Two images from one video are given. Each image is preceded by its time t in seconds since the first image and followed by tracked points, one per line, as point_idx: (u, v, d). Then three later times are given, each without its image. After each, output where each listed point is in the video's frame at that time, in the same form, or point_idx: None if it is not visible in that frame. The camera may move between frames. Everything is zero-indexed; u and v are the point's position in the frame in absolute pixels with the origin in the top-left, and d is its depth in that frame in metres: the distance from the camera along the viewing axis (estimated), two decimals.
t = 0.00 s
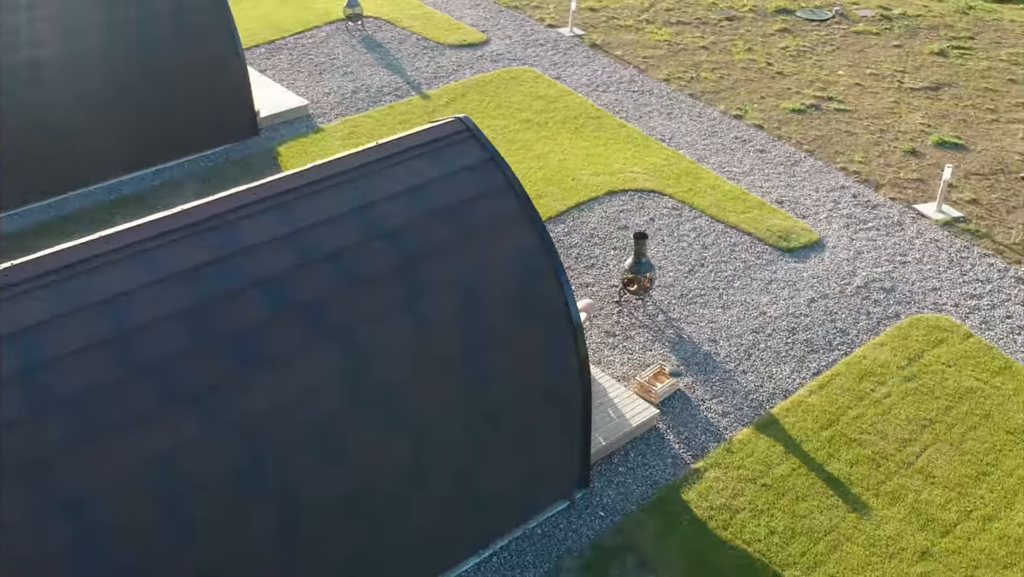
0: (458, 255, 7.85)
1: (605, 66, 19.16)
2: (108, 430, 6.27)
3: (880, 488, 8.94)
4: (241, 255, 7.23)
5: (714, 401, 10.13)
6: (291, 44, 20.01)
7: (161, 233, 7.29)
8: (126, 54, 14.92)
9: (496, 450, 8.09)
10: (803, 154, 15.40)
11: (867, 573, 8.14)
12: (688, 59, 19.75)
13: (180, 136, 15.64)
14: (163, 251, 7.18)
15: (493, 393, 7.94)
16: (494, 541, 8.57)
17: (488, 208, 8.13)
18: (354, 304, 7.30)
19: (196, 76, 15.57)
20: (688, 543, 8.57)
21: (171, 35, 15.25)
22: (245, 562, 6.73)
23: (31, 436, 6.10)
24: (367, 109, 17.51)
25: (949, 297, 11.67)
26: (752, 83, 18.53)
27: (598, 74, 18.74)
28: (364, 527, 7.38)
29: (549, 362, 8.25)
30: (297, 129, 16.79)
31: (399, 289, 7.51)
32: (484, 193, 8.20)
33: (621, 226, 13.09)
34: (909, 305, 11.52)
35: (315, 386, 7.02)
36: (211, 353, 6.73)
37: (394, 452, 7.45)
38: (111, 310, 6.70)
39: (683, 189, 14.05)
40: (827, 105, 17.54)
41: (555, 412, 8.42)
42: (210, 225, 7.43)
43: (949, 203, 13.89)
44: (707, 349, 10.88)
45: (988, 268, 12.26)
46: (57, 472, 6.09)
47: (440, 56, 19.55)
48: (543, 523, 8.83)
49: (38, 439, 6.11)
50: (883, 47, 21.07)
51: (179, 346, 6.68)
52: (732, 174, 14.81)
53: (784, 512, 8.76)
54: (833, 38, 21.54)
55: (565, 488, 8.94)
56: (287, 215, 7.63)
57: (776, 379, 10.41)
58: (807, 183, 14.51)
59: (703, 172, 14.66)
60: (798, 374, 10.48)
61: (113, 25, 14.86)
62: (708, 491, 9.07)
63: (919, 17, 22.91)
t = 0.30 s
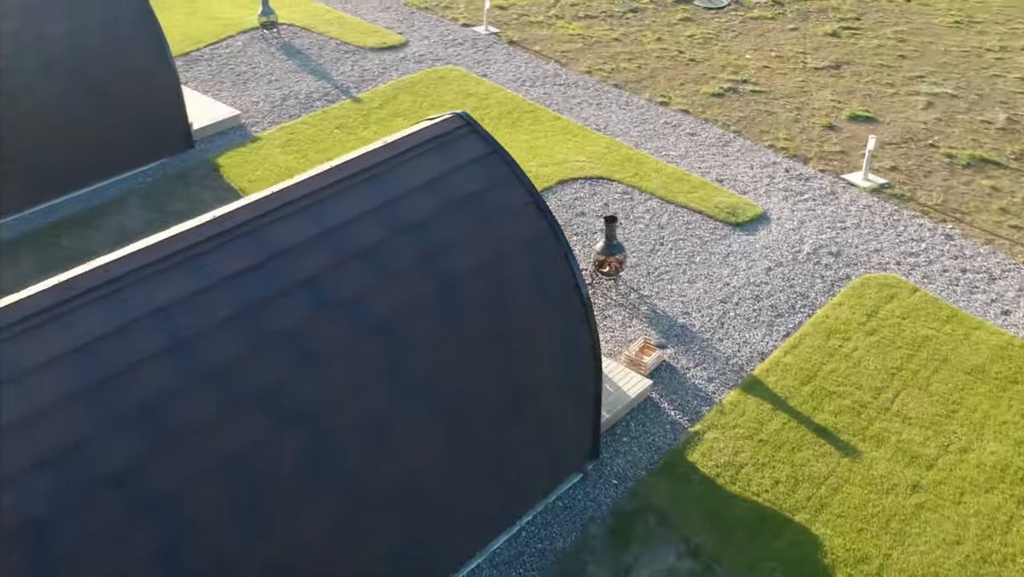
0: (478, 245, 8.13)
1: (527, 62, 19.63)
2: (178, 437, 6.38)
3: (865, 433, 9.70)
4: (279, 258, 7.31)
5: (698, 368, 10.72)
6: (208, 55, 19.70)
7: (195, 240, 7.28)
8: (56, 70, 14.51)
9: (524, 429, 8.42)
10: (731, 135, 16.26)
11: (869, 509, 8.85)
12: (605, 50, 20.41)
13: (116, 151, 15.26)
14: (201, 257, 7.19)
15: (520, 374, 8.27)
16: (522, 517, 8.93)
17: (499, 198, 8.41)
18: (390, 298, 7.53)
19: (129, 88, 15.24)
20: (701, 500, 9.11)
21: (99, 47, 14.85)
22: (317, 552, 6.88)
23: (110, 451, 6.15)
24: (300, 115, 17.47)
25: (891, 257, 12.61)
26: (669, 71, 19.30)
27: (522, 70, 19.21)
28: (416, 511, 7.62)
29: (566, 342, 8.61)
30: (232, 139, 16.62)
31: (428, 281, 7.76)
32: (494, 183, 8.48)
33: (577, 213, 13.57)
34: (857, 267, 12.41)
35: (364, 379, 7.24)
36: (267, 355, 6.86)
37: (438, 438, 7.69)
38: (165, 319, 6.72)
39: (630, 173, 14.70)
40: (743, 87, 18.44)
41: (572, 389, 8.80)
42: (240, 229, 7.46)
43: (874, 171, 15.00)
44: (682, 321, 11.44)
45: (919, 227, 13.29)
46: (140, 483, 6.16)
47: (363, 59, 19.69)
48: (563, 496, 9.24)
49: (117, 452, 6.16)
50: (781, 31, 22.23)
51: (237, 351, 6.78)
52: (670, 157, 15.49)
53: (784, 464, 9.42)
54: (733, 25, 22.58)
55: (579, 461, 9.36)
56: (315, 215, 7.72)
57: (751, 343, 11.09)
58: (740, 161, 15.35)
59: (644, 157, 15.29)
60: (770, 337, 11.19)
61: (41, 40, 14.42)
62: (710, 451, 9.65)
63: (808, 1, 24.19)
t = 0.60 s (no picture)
0: (443, 197, 8.57)
1: (383, 27, 19.76)
2: (219, 403, 6.56)
3: (784, 331, 10.84)
4: (273, 223, 7.47)
5: (625, 295, 11.54)
6: (46, 47, 18.69)
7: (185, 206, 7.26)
8: None
9: (500, 365, 8.99)
10: (598, 82, 17.12)
11: (804, 394, 9.98)
12: (455, 11, 20.79)
13: None
14: (197, 222, 7.20)
15: (494, 314, 8.80)
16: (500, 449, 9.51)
17: (453, 152, 8.85)
18: (378, 255, 7.88)
19: None
20: (658, 409, 9.98)
21: None
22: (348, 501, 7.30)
23: (160, 423, 6.27)
24: (164, 99, 16.97)
25: (768, 177, 13.86)
26: (523, 26, 19.93)
27: (380, 36, 19.35)
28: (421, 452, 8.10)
29: (528, 280, 9.20)
30: (99, 130, 15.97)
31: (407, 235, 8.15)
32: (447, 136, 8.92)
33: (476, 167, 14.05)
34: (741, 189, 13.57)
35: (368, 333, 7.61)
36: (281, 318, 7.11)
37: (435, 381, 8.17)
38: (181, 289, 6.78)
39: (515, 125, 15.25)
40: (596, 36, 19.33)
41: (535, 325, 9.42)
42: (226, 192, 7.49)
43: (734, 102, 16.24)
44: (600, 255, 12.20)
45: (785, 148, 14.63)
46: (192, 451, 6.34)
47: (215, 38, 19.22)
48: (532, 424, 9.88)
49: (167, 424, 6.29)
50: None
51: (254, 317, 6.98)
52: (547, 107, 16.18)
53: (722, 367, 10.42)
54: None
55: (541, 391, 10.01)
56: (293, 176, 7.87)
57: (667, 267, 12.00)
58: (613, 105, 16.23)
59: (524, 109, 15.91)
60: (681, 260, 12.14)
61: None
62: (655, 365, 10.52)
63: None
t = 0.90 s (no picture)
0: (402, 161, 9.06)
1: (234, 18, 19.58)
2: (258, 370, 6.90)
3: (697, 257, 11.95)
4: (263, 199, 7.78)
5: (548, 244, 12.33)
6: None
7: (178, 189, 7.46)
8: None
9: (470, 316, 9.59)
10: (465, 52, 17.73)
11: (728, 308, 11.12)
12: None
13: None
14: (195, 203, 7.43)
15: (461, 267, 9.39)
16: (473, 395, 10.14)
17: (401, 120, 9.35)
18: (360, 220, 8.32)
19: None
20: (605, 339, 10.85)
21: None
22: (374, 452, 7.77)
23: (211, 394, 6.56)
24: (24, 109, 16.05)
25: (647, 124, 14.96)
26: (375, 5, 20.23)
27: (234, 26, 19.18)
28: (423, 400, 8.62)
29: (483, 233, 9.83)
30: None
31: (380, 199, 8.61)
32: (393, 106, 9.41)
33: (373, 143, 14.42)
34: (626, 137, 14.60)
35: (366, 292, 8.05)
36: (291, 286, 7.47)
37: (425, 332, 8.69)
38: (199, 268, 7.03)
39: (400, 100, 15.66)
40: (450, 10, 19.91)
41: (492, 276, 10.06)
42: (212, 172, 7.72)
43: (597, 60, 17.27)
44: (515, 211, 12.91)
45: (654, 97, 15.80)
46: (244, 416, 6.67)
47: (59, 43, 18.45)
48: (494, 369, 10.55)
49: (217, 394, 6.59)
50: None
51: (268, 288, 7.32)
52: (424, 79, 16.66)
53: (651, 294, 11.40)
54: None
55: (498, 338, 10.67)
56: (270, 153, 8.16)
57: (578, 215, 12.86)
58: (485, 72, 16.90)
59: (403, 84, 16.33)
60: (590, 206, 13.04)
61: None
62: (591, 302, 11.38)
63: None
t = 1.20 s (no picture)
0: (388, 145, 9.58)
1: (134, 34, 19.41)
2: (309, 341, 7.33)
3: (641, 220, 12.89)
4: (279, 186, 8.19)
5: (501, 222, 13.00)
6: None
7: (202, 182, 7.81)
8: None
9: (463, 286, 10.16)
10: (377, 51, 18.17)
11: (680, 263, 12.09)
12: (197, 8, 20.77)
13: None
14: (220, 194, 7.79)
15: (452, 241, 9.95)
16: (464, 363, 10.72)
17: (380, 107, 9.86)
18: (366, 200, 8.81)
19: None
20: (574, 301, 11.63)
21: None
22: (414, 412, 8.26)
23: (276, 365, 6.98)
24: None
25: (568, 105, 15.81)
26: (275, 12, 20.41)
27: (136, 42, 19.03)
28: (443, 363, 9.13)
29: (463, 209, 10.42)
30: None
31: (378, 181, 9.11)
32: (370, 95, 9.91)
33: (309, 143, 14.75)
34: (551, 119, 15.41)
35: (384, 266, 8.54)
36: (321, 264, 7.92)
37: (435, 301, 9.21)
38: (241, 253, 7.41)
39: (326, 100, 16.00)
40: (351, 12, 20.31)
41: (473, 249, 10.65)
42: (228, 164, 8.09)
43: (506, 51, 18.04)
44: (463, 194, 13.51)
45: (569, 80, 16.68)
46: (307, 384, 7.11)
47: None
48: (476, 338, 11.15)
49: (281, 365, 7.01)
50: None
51: (303, 267, 7.75)
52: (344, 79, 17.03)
53: (607, 257, 12.26)
54: None
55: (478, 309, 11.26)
56: (274, 144, 8.57)
57: (524, 193, 13.59)
58: (402, 69, 17.42)
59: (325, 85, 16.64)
60: (532, 185, 13.78)
61: None
62: (553, 270, 12.14)
63: None
